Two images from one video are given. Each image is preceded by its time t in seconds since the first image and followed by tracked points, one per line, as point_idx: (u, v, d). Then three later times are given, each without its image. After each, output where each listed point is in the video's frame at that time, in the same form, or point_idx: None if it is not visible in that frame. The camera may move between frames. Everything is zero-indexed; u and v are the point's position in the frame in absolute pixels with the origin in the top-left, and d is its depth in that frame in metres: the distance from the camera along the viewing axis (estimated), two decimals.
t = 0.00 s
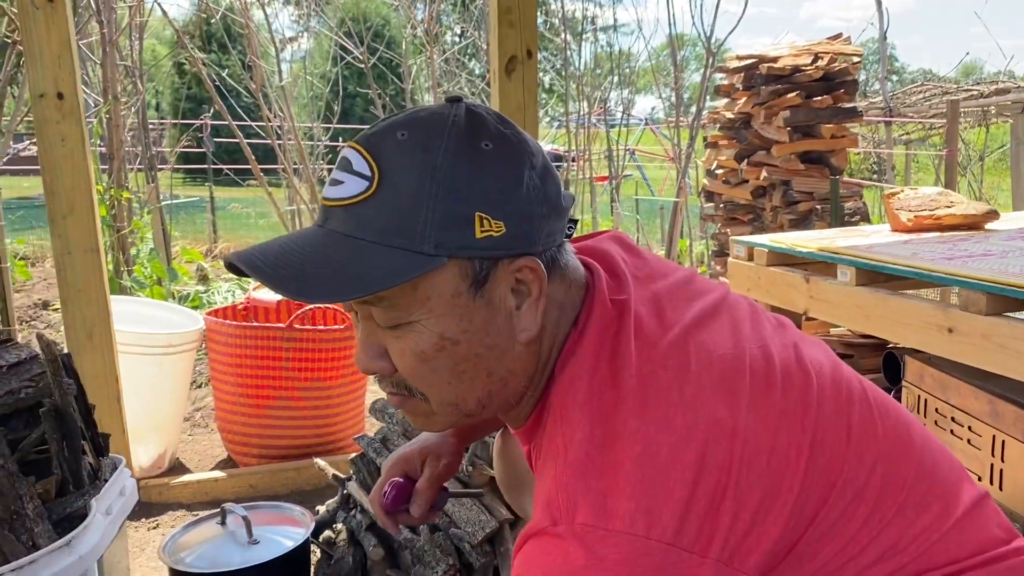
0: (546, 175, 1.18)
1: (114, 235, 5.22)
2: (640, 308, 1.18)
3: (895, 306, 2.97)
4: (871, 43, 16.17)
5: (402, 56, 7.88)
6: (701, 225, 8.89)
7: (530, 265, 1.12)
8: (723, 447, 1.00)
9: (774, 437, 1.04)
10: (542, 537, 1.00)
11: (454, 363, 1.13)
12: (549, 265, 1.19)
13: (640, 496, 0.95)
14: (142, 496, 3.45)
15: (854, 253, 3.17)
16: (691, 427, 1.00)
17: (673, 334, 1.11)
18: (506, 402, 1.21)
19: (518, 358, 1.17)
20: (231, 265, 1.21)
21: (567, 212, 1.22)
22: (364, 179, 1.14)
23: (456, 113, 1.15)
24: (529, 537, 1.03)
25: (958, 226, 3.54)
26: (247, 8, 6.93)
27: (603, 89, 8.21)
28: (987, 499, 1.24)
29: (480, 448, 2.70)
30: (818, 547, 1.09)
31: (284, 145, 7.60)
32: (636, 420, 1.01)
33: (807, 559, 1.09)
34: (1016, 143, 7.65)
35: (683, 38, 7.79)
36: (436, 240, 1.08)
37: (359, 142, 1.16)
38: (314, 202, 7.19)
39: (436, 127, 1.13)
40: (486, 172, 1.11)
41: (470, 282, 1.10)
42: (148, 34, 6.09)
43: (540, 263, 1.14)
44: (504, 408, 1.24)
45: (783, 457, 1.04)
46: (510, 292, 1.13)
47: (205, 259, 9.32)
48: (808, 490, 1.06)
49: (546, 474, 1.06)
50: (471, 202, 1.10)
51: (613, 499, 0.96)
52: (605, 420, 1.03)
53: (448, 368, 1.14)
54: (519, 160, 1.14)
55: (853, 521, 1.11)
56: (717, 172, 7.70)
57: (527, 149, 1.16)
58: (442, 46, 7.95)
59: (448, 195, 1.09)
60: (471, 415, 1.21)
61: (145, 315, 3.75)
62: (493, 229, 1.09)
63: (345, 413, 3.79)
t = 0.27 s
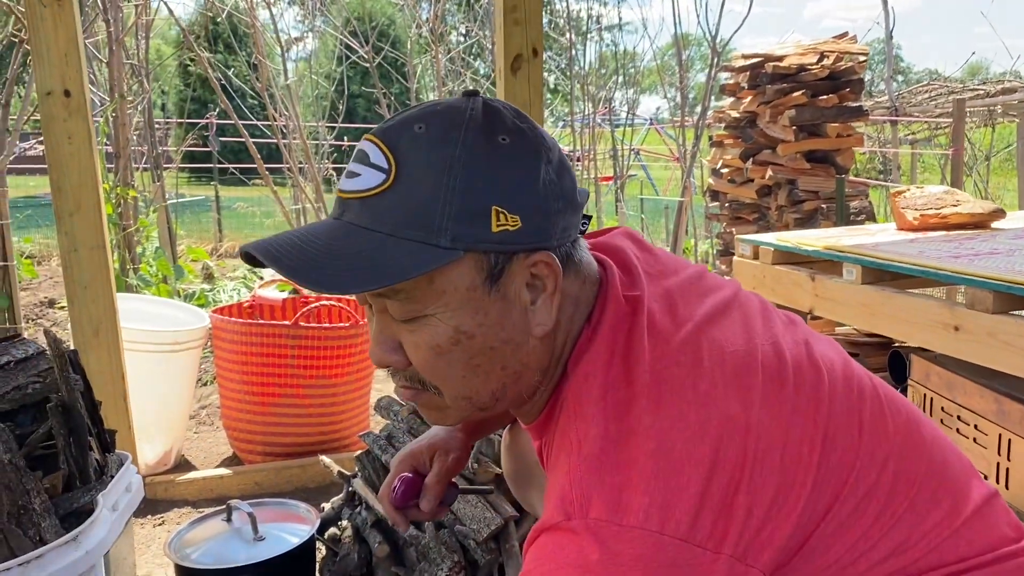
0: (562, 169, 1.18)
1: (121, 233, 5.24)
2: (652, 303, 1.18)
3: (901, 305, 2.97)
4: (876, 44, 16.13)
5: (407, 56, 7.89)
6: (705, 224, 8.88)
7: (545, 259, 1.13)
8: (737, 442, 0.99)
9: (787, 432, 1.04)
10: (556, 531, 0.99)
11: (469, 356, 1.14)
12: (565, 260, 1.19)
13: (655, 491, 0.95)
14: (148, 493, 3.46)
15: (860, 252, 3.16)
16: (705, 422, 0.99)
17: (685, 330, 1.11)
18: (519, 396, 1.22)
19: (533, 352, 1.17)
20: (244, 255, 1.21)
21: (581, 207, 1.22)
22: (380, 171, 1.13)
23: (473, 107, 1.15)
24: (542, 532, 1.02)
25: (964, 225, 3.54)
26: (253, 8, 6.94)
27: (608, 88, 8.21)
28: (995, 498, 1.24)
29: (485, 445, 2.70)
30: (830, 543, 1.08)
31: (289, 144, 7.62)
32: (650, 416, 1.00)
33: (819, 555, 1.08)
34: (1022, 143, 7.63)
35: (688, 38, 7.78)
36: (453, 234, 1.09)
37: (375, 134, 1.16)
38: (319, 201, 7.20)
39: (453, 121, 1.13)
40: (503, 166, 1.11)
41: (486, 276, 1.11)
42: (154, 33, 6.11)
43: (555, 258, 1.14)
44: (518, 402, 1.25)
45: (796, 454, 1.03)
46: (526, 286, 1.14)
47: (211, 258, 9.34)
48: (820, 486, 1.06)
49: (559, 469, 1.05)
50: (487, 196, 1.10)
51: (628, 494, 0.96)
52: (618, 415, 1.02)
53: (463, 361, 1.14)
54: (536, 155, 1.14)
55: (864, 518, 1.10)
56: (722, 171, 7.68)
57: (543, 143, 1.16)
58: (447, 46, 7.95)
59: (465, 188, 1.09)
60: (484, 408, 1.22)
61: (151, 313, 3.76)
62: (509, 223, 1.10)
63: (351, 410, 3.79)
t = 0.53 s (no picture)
0: (576, 168, 1.18)
1: (123, 233, 5.25)
2: (663, 302, 1.18)
3: (902, 305, 2.96)
4: (878, 45, 16.12)
5: (409, 57, 7.89)
6: (707, 225, 8.88)
7: (557, 256, 1.13)
8: (746, 442, 0.99)
9: (795, 432, 1.04)
10: (565, 528, 0.99)
11: (480, 352, 1.14)
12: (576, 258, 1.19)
13: (665, 490, 0.95)
14: (150, 492, 3.46)
15: (862, 253, 3.17)
16: (714, 421, 1.00)
17: (695, 330, 1.11)
18: (528, 393, 1.22)
19: (543, 349, 1.18)
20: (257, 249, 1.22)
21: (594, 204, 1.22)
22: (395, 166, 1.14)
23: (487, 104, 1.15)
24: (550, 528, 1.02)
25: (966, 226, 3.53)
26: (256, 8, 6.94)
27: (610, 90, 8.20)
28: (1001, 502, 1.24)
29: (486, 444, 2.70)
30: (835, 544, 1.09)
31: (291, 144, 7.62)
32: (659, 414, 1.00)
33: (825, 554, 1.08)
34: None
35: (690, 39, 7.78)
36: (466, 230, 1.09)
37: (390, 129, 1.16)
38: (321, 201, 7.20)
39: (467, 118, 1.13)
40: (517, 163, 1.11)
41: (498, 272, 1.11)
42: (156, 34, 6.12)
43: (568, 256, 1.14)
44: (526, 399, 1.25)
45: (804, 454, 1.04)
46: (537, 283, 1.14)
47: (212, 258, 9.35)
48: (827, 487, 1.06)
49: (569, 465, 1.05)
50: (501, 193, 1.10)
51: (636, 491, 0.96)
52: (627, 412, 1.03)
53: (473, 356, 1.15)
54: (549, 152, 1.14)
55: (870, 519, 1.10)
56: (723, 172, 7.68)
57: (556, 142, 1.16)
58: (449, 46, 7.95)
59: (478, 184, 1.09)
60: (493, 404, 1.22)
61: (153, 312, 3.76)
62: (522, 220, 1.10)
63: (352, 410, 3.80)
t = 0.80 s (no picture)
0: (580, 156, 1.17)
1: (121, 232, 5.25)
2: (674, 295, 1.17)
3: (902, 305, 2.96)
4: (879, 48, 16.13)
5: (409, 57, 7.89)
6: (706, 226, 8.88)
7: (563, 246, 1.12)
8: (759, 435, 0.99)
9: (808, 427, 1.03)
10: (576, 518, 0.98)
11: (486, 344, 1.14)
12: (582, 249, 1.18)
13: (680, 481, 0.94)
14: (147, 492, 3.45)
15: (861, 253, 3.16)
16: (727, 414, 0.99)
17: (706, 323, 1.10)
18: (537, 386, 1.22)
19: (551, 340, 1.17)
20: (262, 244, 1.21)
21: (600, 194, 1.21)
22: (398, 160, 1.13)
23: (490, 95, 1.14)
24: (561, 519, 1.01)
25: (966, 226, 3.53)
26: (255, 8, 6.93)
27: (610, 91, 8.21)
28: (1007, 503, 1.24)
29: (484, 444, 2.69)
30: (845, 540, 1.08)
31: (291, 144, 7.61)
32: (672, 406, 1.00)
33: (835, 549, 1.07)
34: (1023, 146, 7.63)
35: (689, 41, 7.78)
36: (471, 221, 1.08)
37: (393, 123, 1.15)
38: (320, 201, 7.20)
39: (470, 109, 1.12)
40: (521, 153, 1.11)
41: (503, 263, 1.10)
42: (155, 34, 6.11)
43: (573, 245, 1.14)
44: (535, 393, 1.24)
45: (816, 448, 1.03)
46: (543, 273, 1.13)
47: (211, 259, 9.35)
48: (839, 482, 1.05)
49: (580, 457, 1.04)
50: (505, 183, 1.09)
51: (648, 482, 0.95)
52: (639, 404, 1.02)
53: (481, 348, 1.14)
54: (553, 142, 1.13)
55: (880, 515, 1.09)
56: (723, 173, 7.68)
57: (560, 131, 1.15)
58: (449, 47, 7.95)
59: (482, 175, 1.09)
60: (503, 397, 1.21)
61: (149, 312, 3.75)
62: (527, 211, 1.09)
63: (350, 410, 3.79)
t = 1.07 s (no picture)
0: (600, 146, 1.16)
1: (116, 233, 5.23)
2: (685, 289, 1.16)
3: (898, 307, 2.95)
4: (876, 52, 16.19)
5: (406, 59, 7.88)
6: (703, 229, 8.89)
7: (580, 235, 1.11)
8: (766, 431, 0.98)
9: (815, 425, 1.02)
10: (578, 507, 0.97)
11: (499, 331, 1.13)
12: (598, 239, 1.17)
13: (683, 474, 0.93)
14: (140, 494, 3.43)
15: (857, 254, 3.16)
16: (736, 409, 0.98)
17: (717, 319, 1.09)
18: (547, 377, 1.20)
19: (564, 330, 1.16)
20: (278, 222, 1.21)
21: (618, 185, 1.20)
22: (418, 142, 1.12)
23: (511, 81, 1.14)
24: (563, 509, 1.00)
25: (962, 228, 3.53)
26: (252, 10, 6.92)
27: (606, 94, 8.21)
28: (1013, 509, 1.23)
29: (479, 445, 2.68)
30: (849, 538, 1.07)
31: (287, 146, 7.60)
32: (679, 398, 0.99)
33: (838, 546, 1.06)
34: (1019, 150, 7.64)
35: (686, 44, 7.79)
36: (488, 205, 1.07)
37: (414, 106, 1.15)
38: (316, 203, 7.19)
39: (491, 95, 1.11)
40: (541, 139, 1.10)
41: (520, 249, 1.09)
42: (151, 35, 6.10)
43: (590, 234, 1.13)
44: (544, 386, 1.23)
45: (823, 445, 1.02)
46: (559, 261, 1.12)
47: (207, 261, 9.34)
48: (844, 479, 1.04)
49: (584, 448, 1.03)
50: (523, 168, 1.08)
51: (652, 474, 0.94)
52: (646, 396, 1.01)
53: (494, 335, 1.13)
54: (574, 130, 1.12)
55: (885, 514, 1.09)
56: (719, 175, 7.69)
57: (581, 120, 1.14)
58: (445, 50, 7.95)
59: (501, 160, 1.08)
60: (513, 387, 1.20)
61: (145, 313, 3.74)
62: (545, 197, 1.08)
63: (346, 412, 3.78)
